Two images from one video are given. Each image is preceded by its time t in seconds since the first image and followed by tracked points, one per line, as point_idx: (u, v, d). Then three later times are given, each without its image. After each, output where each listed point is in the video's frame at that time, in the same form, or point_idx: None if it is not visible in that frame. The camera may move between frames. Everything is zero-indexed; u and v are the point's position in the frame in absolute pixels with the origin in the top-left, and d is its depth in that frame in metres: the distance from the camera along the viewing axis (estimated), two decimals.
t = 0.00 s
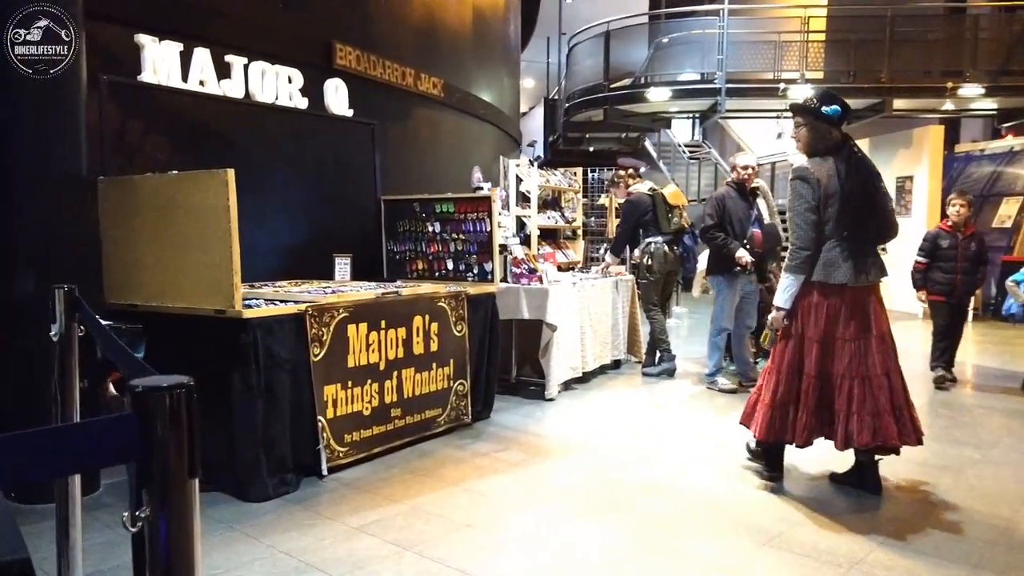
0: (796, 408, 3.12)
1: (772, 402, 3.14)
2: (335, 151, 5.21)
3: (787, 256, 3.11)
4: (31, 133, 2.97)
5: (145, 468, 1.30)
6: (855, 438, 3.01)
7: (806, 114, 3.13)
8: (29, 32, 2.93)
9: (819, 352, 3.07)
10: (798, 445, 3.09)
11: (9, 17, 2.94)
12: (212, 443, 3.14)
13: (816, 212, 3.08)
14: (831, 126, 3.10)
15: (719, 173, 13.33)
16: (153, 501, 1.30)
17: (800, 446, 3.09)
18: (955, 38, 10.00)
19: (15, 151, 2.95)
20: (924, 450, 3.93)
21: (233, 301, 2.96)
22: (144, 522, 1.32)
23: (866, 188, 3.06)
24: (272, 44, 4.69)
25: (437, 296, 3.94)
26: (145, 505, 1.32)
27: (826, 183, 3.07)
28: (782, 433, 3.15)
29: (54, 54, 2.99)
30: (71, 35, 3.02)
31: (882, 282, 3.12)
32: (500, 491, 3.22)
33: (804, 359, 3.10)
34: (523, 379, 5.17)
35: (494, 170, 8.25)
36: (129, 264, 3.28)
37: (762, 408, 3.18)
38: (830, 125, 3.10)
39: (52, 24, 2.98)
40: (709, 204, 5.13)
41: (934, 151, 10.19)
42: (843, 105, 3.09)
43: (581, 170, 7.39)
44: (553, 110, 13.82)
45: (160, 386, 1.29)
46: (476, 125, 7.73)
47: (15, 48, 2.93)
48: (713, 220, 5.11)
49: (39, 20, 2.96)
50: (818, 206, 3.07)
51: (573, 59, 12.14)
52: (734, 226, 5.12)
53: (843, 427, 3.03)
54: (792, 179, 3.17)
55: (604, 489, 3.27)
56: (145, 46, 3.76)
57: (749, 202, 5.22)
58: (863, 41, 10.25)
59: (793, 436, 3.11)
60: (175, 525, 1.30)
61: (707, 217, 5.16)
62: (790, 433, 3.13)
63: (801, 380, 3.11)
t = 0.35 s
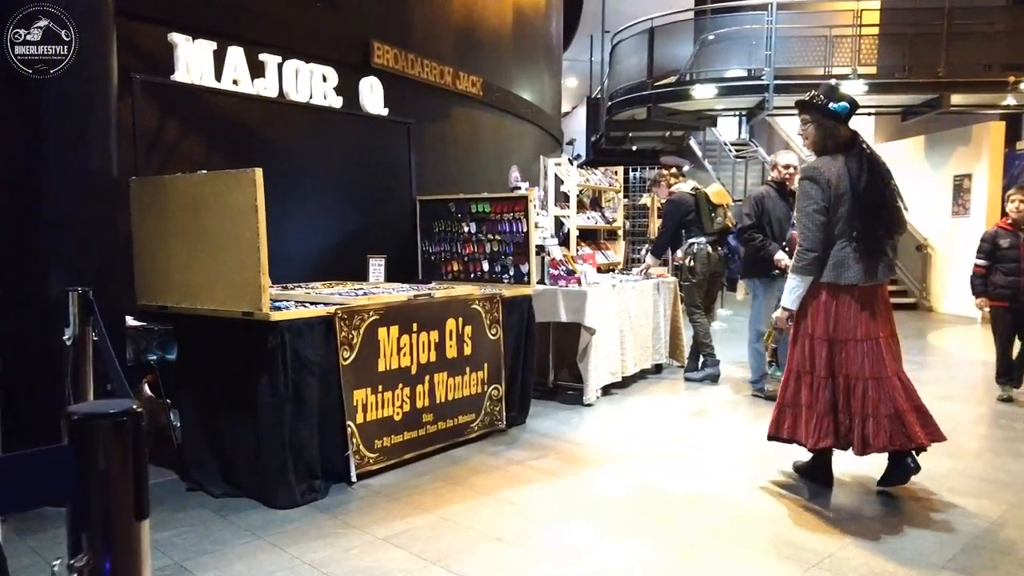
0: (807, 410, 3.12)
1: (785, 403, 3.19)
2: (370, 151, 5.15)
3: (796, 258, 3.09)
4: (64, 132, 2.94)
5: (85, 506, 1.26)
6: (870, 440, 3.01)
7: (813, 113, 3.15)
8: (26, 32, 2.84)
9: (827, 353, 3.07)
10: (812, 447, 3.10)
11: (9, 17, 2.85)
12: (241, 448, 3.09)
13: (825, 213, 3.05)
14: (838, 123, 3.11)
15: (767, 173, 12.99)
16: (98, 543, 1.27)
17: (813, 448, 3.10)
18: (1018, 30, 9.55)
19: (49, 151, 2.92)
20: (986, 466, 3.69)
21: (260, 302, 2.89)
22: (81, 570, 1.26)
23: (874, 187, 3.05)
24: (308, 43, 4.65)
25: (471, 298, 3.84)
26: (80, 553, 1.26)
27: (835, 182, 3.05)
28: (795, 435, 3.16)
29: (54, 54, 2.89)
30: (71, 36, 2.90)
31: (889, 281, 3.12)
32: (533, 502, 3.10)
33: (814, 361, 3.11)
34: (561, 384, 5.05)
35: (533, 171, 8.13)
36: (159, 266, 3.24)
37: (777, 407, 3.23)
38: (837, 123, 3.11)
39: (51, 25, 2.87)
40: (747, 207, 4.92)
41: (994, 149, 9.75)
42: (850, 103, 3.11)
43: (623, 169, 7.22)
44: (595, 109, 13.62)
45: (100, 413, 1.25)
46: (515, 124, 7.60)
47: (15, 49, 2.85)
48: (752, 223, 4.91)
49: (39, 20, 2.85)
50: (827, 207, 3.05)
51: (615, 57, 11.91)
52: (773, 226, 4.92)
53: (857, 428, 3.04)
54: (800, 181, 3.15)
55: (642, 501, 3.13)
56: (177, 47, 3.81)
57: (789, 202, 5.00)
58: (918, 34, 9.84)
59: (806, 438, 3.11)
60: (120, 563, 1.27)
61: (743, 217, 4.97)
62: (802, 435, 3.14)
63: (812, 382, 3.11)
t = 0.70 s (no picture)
0: (823, 414, 3.01)
1: (798, 407, 3.09)
2: (395, 151, 5.08)
3: (814, 258, 2.98)
4: (79, 131, 2.92)
5: None
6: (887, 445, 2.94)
7: (818, 111, 3.07)
8: (27, 33, 2.82)
9: (849, 354, 2.97)
10: (826, 454, 2.97)
11: (8, 17, 2.84)
12: (257, 454, 3.01)
13: (842, 211, 2.95)
14: (848, 121, 3.02)
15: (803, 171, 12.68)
16: None
17: (828, 455, 2.97)
18: None
19: (65, 150, 2.91)
20: None
21: (276, 305, 2.82)
22: None
23: (889, 183, 2.95)
24: (331, 40, 4.58)
25: (495, 301, 3.73)
26: None
27: (850, 179, 2.95)
28: (807, 439, 3.06)
29: (54, 54, 2.86)
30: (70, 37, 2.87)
31: (904, 280, 3.05)
32: (557, 514, 2.98)
33: (833, 363, 3.00)
34: (589, 389, 4.91)
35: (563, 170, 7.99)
36: (175, 267, 3.19)
37: (789, 410, 3.12)
38: (845, 120, 3.03)
39: (51, 25, 2.85)
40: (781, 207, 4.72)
41: None
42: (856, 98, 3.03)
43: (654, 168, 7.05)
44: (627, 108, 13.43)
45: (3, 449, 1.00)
46: (544, 122, 7.48)
47: (15, 49, 2.84)
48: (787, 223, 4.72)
49: (38, 20, 2.83)
50: (843, 205, 2.94)
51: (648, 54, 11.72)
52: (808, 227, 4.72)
53: (873, 433, 2.96)
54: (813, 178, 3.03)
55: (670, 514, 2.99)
56: (196, 44, 3.77)
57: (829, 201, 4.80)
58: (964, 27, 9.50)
59: (821, 444, 3.00)
60: None
61: (778, 218, 4.77)
62: (816, 440, 3.02)
63: (829, 385, 3.00)
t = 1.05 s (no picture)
0: (848, 421, 2.88)
1: (821, 415, 2.94)
2: (421, 149, 4.99)
3: (831, 258, 2.86)
4: (93, 129, 2.87)
5: None
6: (919, 449, 2.83)
7: (835, 112, 2.99)
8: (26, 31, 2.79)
9: (869, 357, 2.87)
10: (857, 462, 2.85)
11: (11, 17, 2.83)
12: (272, 460, 2.94)
13: (861, 211, 2.84)
14: (866, 121, 2.93)
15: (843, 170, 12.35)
16: None
17: (859, 463, 2.84)
18: None
19: (79, 149, 2.85)
20: None
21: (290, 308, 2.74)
22: None
23: (906, 186, 2.87)
24: (355, 37, 4.51)
25: (520, 303, 3.61)
26: None
27: (869, 179, 2.85)
28: (829, 448, 2.92)
29: (54, 54, 2.81)
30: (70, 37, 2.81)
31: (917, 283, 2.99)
32: (581, 527, 2.85)
33: (853, 368, 2.89)
34: (618, 394, 4.77)
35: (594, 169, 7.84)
36: (192, 268, 3.13)
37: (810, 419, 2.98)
38: (863, 120, 2.94)
39: (51, 25, 2.80)
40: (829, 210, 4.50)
41: None
42: (873, 99, 2.94)
43: (687, 166, 6.86)
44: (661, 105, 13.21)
45: None
46: (574, 120, 7.34)
47: (15, 48, 2.83)
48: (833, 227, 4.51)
49: (39, 20, 2.79)
50: (862, 204, 2.84)
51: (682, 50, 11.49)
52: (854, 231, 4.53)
53: (901, 438, 2.85)
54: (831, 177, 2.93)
55: (701, 530, 2.84)
56: (214, 41, 3.75)
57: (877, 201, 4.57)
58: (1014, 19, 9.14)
59: (849, 452, 2.87)
60: None
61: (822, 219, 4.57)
62: (842, 449, 2.89)
63: (852, 391, 2.88)
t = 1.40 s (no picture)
0: (841, 414, 2.97)
1: (817, 406, 3.05)
2: (446, 148, 4.90)
3: (838, 252, 2.93)
4: (109, 128, 2.82)
5: None
6: (907, 450, 2.84)
7: (851, 108, 3.00)
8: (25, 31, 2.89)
9: (865, 355, 2.91)
10: (839, 455, 2.93)
11: (12, 17, 2.93)
12: (287, 466, 2.86)
13: (870, 207, 2.87)
14: (880, 117, 2.94)
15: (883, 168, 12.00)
16: None
17: (842, 456, 2.92)
18: None
19: (94, 145, 2.82)
20: None
21: (305, 310, 2.66)
22: None
23: (921, 183, 2.86)
24: (379, 34, 4.43)
25: (545, 305, 3.49)
26: None
27: (880, 174, 2.86)
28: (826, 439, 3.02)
29: (53, 54, 2.89)
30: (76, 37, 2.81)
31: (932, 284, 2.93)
32: (607, 540, 2.72)
33: (850, 364, 2.95)
34: (648, 399, 4.63)
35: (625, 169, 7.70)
36: (209, 269, 3.06)
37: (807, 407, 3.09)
38: (879, 116, 2.93)
39: (51, 25, 2.85)
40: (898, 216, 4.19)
41: None
42: (890, 93, 2.92)
43: (721, 164, 6.68)
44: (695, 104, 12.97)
45: None
46: (605, 118, 7.20)
47: (16, 48, 2.93)
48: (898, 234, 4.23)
49: (39, 20, 2.86)
50: (872, 200, 2.86)
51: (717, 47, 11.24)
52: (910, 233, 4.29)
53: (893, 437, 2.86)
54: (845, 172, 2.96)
55: (734, 544, 2.69)
56: (234, 38, 3.68)
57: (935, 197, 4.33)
58: None
59: (837, 446, 2.95)
60: None
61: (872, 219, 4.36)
62: (834, 441, 2.98)
63: (846, 385, 2.95)
